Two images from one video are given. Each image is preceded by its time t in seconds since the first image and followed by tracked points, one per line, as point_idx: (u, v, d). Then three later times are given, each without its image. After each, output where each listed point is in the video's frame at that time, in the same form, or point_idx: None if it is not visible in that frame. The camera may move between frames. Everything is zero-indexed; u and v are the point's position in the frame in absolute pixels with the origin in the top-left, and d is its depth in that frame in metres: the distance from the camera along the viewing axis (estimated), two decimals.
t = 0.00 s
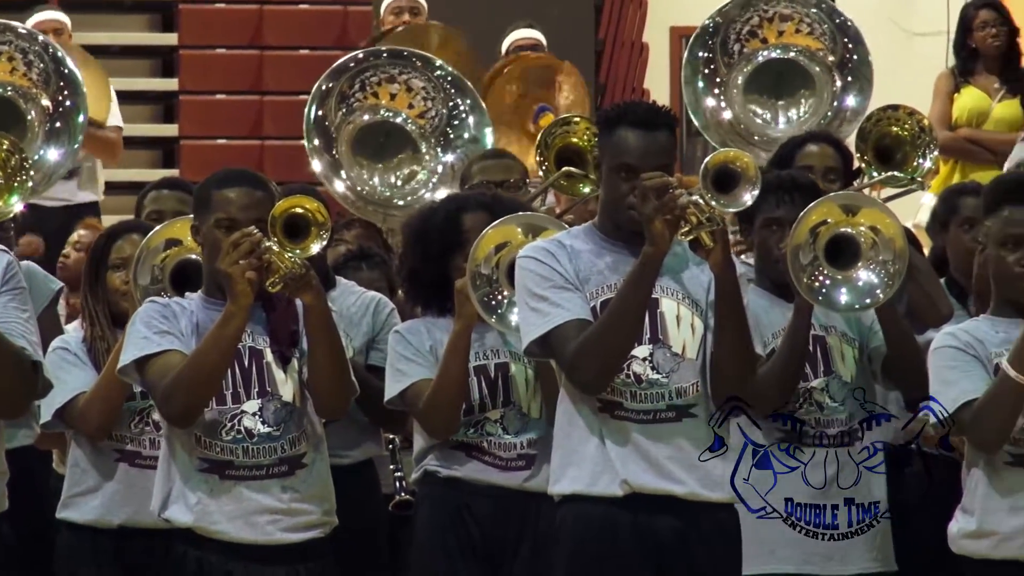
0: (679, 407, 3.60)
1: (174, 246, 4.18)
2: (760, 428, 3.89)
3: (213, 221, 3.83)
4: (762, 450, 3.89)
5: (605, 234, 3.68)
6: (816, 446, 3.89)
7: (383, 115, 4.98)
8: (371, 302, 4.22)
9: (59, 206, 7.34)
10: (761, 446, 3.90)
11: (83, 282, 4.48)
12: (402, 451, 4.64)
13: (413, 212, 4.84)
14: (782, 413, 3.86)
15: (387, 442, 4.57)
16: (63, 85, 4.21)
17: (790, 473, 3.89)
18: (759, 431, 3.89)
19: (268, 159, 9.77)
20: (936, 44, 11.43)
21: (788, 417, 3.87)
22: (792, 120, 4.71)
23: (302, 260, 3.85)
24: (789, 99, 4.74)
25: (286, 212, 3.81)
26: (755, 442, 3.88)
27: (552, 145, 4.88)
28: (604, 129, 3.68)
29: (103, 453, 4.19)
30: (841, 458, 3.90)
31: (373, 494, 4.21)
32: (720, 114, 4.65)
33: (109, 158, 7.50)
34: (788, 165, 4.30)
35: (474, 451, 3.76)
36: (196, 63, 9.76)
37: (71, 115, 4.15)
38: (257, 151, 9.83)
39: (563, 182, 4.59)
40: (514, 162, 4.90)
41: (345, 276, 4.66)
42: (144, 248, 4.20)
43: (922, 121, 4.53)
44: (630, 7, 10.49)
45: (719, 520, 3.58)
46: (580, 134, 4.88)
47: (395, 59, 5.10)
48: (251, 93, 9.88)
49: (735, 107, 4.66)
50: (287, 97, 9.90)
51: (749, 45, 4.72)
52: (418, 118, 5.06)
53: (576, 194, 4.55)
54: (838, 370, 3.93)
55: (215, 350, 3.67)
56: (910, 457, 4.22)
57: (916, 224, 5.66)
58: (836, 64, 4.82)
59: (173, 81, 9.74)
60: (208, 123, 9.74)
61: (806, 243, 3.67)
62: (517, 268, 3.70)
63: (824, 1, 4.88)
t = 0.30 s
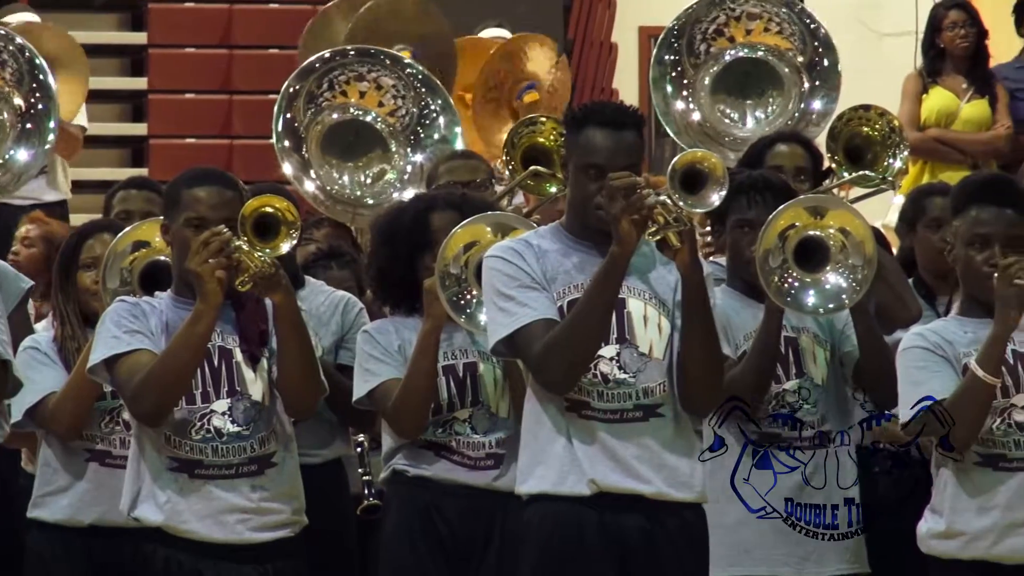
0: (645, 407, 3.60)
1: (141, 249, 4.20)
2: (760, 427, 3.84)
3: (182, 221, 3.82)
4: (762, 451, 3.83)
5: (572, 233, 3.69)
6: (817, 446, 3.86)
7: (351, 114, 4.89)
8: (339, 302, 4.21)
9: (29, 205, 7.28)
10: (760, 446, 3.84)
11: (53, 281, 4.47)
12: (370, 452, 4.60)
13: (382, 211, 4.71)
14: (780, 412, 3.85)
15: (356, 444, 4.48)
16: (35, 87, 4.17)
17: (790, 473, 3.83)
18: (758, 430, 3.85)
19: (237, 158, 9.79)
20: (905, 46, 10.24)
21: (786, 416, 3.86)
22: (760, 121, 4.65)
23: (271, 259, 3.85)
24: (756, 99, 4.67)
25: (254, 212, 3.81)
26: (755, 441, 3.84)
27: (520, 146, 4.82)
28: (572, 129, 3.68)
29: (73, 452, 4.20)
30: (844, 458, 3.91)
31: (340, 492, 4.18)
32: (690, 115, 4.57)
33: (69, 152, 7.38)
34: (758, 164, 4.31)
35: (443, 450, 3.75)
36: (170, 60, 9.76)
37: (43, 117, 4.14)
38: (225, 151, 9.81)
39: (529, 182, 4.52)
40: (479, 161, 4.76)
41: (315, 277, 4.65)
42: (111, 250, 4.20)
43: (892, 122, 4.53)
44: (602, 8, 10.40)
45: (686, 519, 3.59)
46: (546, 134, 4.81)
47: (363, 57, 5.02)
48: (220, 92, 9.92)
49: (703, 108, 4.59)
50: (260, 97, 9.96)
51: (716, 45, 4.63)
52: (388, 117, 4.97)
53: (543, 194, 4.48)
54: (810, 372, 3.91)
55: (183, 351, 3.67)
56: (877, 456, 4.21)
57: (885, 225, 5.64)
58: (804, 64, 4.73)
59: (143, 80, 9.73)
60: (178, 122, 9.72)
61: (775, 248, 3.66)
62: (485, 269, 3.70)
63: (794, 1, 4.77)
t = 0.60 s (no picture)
0: (612, 407, 3.61)
1: (109, 249, 4.20)
2: (761, 428, 3.83)
3: (150, 219, 3.79)
4: (762, 451, 3.82)
5: (539, 233, 3.69)
6: (815, 446, 3.90)
7: (319, 114, 4.86)
8: (307, 301, 4.20)
9: None
10: (761, 447, 3.82)
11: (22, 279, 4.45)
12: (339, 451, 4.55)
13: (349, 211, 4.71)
14: (780, 412, 3.87)
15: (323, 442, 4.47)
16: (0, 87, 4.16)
17: (791, 472, 3.84)
18: (759, 430, 3.83)
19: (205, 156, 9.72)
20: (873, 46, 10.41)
21: (786, 416, 3.88)
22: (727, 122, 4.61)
23: (240, 253, 3.89)
24: (724, 99, 4.64)
25: (223, 205, 3.85)
26: (757, 442, 3.82)
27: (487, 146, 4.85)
28: (537, 125, 3.68)
29: (41, 452, 4.19)
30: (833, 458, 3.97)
31: (307, 492, 4.17)
32: (658, 117, 4.56)
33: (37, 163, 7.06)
34: (726, 164, 4.23)
35: (410, 450, 3.75)
36: (135, 60, 9.71)
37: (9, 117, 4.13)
38: (193, 149, 9.77)
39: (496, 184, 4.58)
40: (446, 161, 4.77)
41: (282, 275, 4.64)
42: (78, 253, 4.21)
43: (862, 123, 4.53)
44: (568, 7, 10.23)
45: (651, 518, 3.60)
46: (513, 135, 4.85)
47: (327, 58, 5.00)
48: (187, 90, 9.83)
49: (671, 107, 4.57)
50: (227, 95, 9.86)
51: (684, 44, 4.60)
52: (356, 117, 4.94)
53: (510, 195, 4.55)
54: (775, 371, 3.90)
55: (153, 348, 3.63)
56: (843, 456, 4.20)
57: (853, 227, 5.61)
58: (772, 65, 4.71)
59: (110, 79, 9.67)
60: (144, 122, 9.68)
61: (740, 243, 3.66)
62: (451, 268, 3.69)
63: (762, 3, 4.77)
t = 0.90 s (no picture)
0: (586, 403, 3.60)
1: (82, 250, 4.20)
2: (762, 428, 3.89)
3: (125, 217, 3.78)
4: (762, 451, 3.87)
5: (513, 230, 3.68)
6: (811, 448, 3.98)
7: (293, 113, 4.69)
8: (281, 300, 4.18)
9: None
10: (762, 447, 3.87)
11: None
12: (312, 449, 4.47)
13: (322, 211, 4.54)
14: (780, 413, 3.94)
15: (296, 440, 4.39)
16: None
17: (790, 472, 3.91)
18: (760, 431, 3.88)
19: (179, 157, 9.26)
20: (844, 47, 10.24)
21: (785, 416, 3.95)
22: (703, 119, 4.59)
23: (213, 248, 3.80)
24: (699, 98, 4.60)
25: (197, 200, 3.79)
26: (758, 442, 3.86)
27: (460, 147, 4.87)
28: (509, 124, 3.69)
29: (15, 452, 4.18)
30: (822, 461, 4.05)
31: (281, 492, 4.16)
32: (628, 110, 4.56)
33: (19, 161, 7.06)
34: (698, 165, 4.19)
35: (384, 450, 3.75)
36: (107, 59, 9.27)
37: None
38: (166, 148, 9.31)
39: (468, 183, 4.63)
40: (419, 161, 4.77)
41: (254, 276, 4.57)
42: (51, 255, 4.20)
43: (836, 123, 4.62)
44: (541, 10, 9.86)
45: (623, 516, 3.60)
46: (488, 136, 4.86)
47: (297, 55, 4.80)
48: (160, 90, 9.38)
49: (644, 103, 4.56)
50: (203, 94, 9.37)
51: (659, 46, 4.59)
52: (329, 116, 4.75)
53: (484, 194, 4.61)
54: (743, 369, 3.90)
55: (128, 345, 3.59)
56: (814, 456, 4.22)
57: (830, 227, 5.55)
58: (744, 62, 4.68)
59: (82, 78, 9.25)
60: (118, 119, 9.26)
61: (708, 242, 3.69)
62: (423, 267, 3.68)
63: None
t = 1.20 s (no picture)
0: (557, 400, 3.60)
1: (51, 249, 4.20)
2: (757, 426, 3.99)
3: (97, 215, 3.76)
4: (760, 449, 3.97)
5: (484, 226, 3.68)
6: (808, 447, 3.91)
7: (263, 109, 4.51)
8: (253, 295, 4.16)
9: None
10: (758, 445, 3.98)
11: None
12: (283, 446, 4.42)
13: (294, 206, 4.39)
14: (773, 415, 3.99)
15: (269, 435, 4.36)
16: None
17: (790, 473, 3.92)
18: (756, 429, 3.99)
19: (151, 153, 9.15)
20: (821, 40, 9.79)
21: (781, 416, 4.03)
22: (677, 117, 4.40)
23: (186, 254, 3.77)
24: (671, 95, 4.41)
25: (170, 206, 3.73)
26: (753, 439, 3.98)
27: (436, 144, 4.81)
28: (484, 123, 3.66)
29: None
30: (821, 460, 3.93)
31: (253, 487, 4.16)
32: (605, 114, 4.33)
33: None
34: (666, 160, 4.16)
35: (356, 446, 3.76)
36: (80, 56, 9.16)
37: None
38: (139, 146, 9.19)
39: (447, 182, 4.56)
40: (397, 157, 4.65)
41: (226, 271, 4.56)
42: (20, 256, 4.21)
43: (805, 118, 4.53)
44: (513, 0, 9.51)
45: (596, 514, 3.60)
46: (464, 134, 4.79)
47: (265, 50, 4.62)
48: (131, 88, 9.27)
49: (617, 105, 4.35)
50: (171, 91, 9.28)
51: (628, 40, 4.38)
52: (301, 111, 4.59)
53: (460, 193, 4.52)
54: (708, 365, 3.90)
55: (101, 344, 3.58)
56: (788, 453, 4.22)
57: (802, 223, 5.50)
58: (719, 62, 4.45)
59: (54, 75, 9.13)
60: (88, 116, 9.14)
61: (677, 235, 3.68)
62: (396, 262, 3.67)
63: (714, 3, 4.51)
